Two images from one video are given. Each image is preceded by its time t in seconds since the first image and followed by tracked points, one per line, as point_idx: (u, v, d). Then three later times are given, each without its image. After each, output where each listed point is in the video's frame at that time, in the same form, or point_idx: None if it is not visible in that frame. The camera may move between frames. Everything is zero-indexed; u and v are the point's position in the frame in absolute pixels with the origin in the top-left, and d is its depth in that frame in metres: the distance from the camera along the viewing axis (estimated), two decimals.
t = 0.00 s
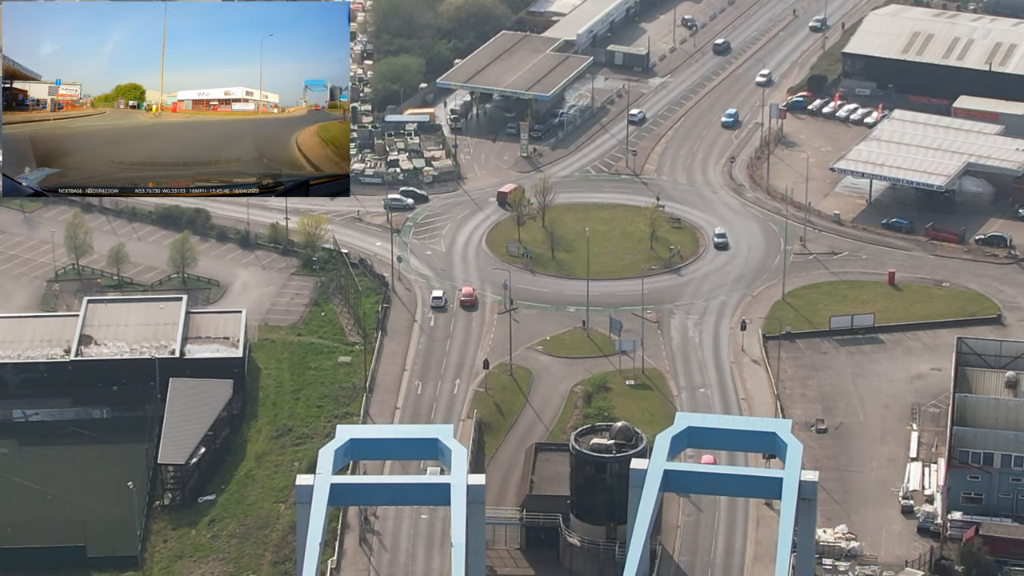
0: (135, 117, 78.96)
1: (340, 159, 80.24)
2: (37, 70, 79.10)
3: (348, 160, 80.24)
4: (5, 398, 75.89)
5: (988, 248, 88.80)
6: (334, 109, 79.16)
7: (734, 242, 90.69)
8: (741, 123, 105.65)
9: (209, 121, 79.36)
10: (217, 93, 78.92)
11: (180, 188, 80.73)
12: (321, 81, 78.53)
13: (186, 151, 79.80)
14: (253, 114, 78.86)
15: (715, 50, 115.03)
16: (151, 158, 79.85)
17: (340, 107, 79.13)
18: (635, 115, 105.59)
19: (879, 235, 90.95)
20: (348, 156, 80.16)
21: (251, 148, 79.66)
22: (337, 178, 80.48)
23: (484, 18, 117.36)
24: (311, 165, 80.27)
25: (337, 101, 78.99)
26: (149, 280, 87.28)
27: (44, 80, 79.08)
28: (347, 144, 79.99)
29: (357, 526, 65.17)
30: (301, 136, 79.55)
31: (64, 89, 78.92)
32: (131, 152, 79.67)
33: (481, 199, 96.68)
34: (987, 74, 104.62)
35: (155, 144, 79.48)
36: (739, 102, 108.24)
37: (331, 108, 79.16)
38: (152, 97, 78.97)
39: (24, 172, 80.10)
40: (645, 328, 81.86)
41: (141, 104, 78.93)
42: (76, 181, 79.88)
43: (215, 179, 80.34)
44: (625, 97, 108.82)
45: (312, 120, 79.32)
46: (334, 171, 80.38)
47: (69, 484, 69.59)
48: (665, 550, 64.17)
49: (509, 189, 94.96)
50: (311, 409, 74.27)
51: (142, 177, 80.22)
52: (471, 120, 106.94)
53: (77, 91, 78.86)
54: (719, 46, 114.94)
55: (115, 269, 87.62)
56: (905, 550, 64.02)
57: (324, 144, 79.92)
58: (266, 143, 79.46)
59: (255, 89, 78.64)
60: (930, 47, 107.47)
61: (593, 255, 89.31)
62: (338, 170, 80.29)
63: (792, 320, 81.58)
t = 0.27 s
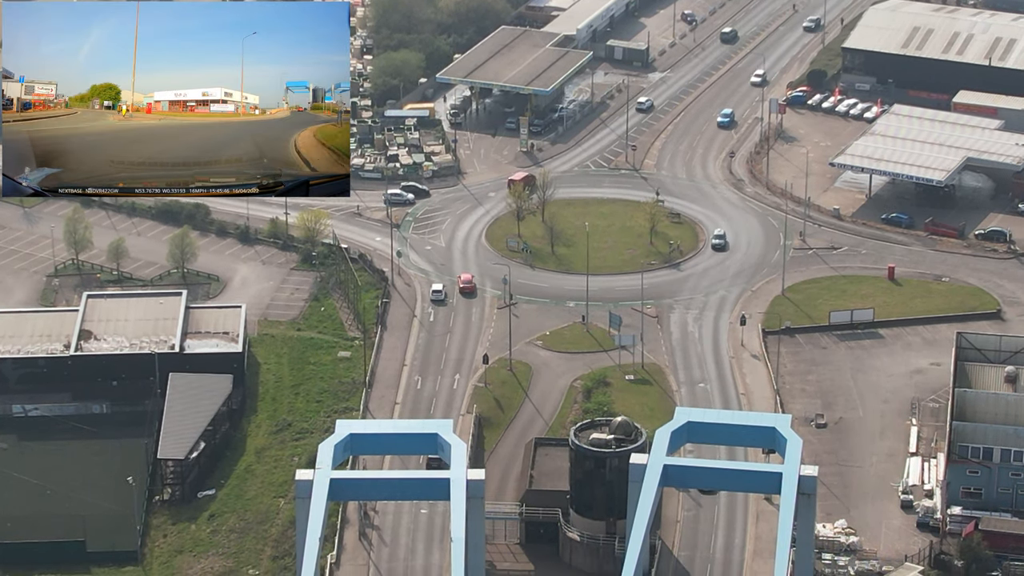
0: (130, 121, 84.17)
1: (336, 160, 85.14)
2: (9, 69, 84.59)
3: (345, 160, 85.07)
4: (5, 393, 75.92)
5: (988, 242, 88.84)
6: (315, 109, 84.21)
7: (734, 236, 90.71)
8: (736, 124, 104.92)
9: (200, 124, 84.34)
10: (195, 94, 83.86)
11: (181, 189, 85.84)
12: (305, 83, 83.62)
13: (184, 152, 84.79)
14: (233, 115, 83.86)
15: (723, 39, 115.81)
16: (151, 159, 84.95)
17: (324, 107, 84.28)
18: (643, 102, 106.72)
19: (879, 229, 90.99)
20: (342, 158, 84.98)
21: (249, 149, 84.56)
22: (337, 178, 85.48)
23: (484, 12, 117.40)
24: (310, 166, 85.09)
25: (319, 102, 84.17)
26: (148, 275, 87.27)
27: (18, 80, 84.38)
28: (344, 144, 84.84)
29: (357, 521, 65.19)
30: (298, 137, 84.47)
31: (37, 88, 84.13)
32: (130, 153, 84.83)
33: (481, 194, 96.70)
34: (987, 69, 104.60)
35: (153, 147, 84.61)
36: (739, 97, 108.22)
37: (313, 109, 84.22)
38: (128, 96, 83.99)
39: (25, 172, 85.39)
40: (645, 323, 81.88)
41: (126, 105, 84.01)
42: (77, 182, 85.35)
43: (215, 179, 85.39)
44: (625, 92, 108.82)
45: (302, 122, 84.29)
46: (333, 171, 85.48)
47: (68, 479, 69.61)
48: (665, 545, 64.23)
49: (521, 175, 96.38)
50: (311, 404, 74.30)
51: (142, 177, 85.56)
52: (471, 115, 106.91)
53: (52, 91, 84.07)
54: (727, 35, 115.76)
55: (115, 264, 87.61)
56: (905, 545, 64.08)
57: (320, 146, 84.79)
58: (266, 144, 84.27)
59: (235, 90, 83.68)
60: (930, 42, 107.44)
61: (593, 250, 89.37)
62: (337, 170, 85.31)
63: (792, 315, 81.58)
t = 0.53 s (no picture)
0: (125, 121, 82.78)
1: (337, 159, 83.67)
2: None
3: (347, 160, 83.67)
4: (5, 383, 75.88)
5: (988, 232, 88.78)
6: (296, 107, 82.59)
7: (734, 226, 90.69)
8: (733, 119, 104.08)
9: (190, 124, 82.90)
10: (168, 92, 82.53)
11: (181, 189, 84.45)
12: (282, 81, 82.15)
13: (185, 152, 83.31)
14: (209, 114, 82.64)
15: (729, 23, 116.58)
16: (149, 159, 83.55)
17: (305, 107, 82.64)
18: (650, 85, 107.61)
19: (879, 219, 90.95)
20: (341, 157, 83.53)
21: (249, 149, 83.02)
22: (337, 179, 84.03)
23: (484, 3, 117.44)
24: (311, 165, 83.62)
25: (301, 100, 82.57)
26: (148, 265, 87.25)
27: None
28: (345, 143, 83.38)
29: (356, 511, 65.22)
30: (297, 136, 82.86)
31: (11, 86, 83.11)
32: (127, 152, 83.39)
33: (481, 184, 96.66)
34: (986, 59, 104.52)
35: (151, 146, 83.22)
36: (739, 87, 108.13)
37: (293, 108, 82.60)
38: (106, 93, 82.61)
39: (25, 172, 83.80)
40: (645, 312, 81.87)
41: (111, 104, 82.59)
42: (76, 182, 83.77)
43: (215, 179, 83.91)
44: (624, 82, 108.72)
45: (293, 122, 82.62)
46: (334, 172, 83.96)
47: (68, 469, 69.60)
48: (665, 534, 64.26)
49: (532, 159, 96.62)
50: (310, 393, 74.31)
51: (142, 177, 84.07)
52: (471, 105, 106.80)
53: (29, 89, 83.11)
54: (734, 19, 116.58)
55: (114, 254, 87.57)
56: (905, 535, 64.12)
57: (320, 144, 83.19)
58: (266, 143, 82.71)
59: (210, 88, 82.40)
60: (930, 32, 107.30)
61: (593, 240, 89.35)
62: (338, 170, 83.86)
63: (792, 305, 81.59)
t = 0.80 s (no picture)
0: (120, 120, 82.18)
1: (335, 159, 82.76)
2: None
3: (346, 162, 82.81)
4: (5, 370, 75.90)
5: (988, 219, 88.76)
6: (272, 105, 81.83)
7: (734, 213, 90.69)
8: (729, 111, 103.38)
9: (165, 124, 82.23)
10: (137, 91, 82.22)
11: (180, 189, 83.67)
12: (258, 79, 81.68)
13: (185, 152, 82.59)
14: (178, 114, 82.15)
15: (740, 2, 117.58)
16: (149, 159, 82.82)
17: (283, 105, 81.88)
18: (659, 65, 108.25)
19: (879, 206, 90.92)
20: (338, 156, 82.67)
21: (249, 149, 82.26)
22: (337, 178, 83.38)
23: None
24: (310, 165, 82.78)
25: (278, 100, 81.87)
26: (148, 252, 87.23)
27: None
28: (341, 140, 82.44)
29: (356, 498, 65.28)
30: (294, 137, 82.17)
31: None
32: (124, 151, 82.66)
33: (481, 171, 96.61)
34: (986, 46, 104.44)
35: (148, 146, 82.50)
36: (739, 74, 108.04)
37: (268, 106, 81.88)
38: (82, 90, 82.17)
39: (25, 172, 83.22)
40: (645, 299, 81.86)
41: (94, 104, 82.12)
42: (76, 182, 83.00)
43: (215, 179, 83.15)
44: (624, 69, 108.62)
45: (284, 122, 81.94)
46: (333, 172, 83.25)
47: (68, 456, 69.64)
48: (665, 521, 64.34)
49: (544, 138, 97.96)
50: (310, 380, 74.34)
51: (141, 177, 83.29)
52: (470, 91, 106.70)
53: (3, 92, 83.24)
54: None
55: (114, 241, 87.54)
56: (904, 521, 64.18)
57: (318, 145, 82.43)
58: (266, 143, 82.01)
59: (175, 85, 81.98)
60: (930, 19, 107.21)
61: (593, 226, 89.34)
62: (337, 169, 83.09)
63: (791, 292, 81.57)
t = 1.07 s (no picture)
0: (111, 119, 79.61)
1: (335, 154, 79.65)
2: None
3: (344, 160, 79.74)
4: (5, 356, 75.91)
5: (988, 205, 88.73)
6: (250, 105, 79.06)
7: (734, 199, 90.67)
8: (727, 101, 102.91)
9: (139, 125, 79.66)
10: (109, 90, 79.55)
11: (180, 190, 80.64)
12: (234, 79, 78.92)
13: (185, 151, 79.87)
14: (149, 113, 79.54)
15: None
16: (149, 159, 80.07)
17: (262, 105, 79.03)
18: (667, 44, 109.35)
19: (879, 192, 90.88)
20: (339, 152, 79.56)
21: (248, 147, 79.52)
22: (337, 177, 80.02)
23: None
24: (310, 165, 79.80)
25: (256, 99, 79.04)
26: (148, 238, 87.18)
27: None
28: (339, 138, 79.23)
29: (357, 484, 65.36)
30: (294, 134, 79.30)
31: None
32: (120, 149, 79.98)
33: (481, 157, 96.56)
34: (987, 32, 104.37)
35: (146, 144, 79.85)
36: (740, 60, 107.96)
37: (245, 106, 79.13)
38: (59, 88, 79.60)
39: (24, 172, 80.22)
40: (645, 286, 81.83)
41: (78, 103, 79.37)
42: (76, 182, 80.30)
43: (216, 180, 80.30)
44: (624, 55, 108.53)
45: (284, 122, 79.15)
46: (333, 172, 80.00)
47: (68, 442, 69.67)
48: (665, 507, 64.42)
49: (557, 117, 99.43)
50: (310, 366, 74.37)
51: (142, 177, 80.44)
52: (471, 77, 106.61)
53: None
54: None
55: (114, 227, 87.49)
56: (904, 507, 64.20)
57: (318, 143, 79.51)
58: (267, 142, 79.34)
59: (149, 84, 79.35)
60: (930, 5, 107.13)
61: (593, 212, 89.34)
62: (337, 168, 79.90)
63: (791, 278, 81.54)
